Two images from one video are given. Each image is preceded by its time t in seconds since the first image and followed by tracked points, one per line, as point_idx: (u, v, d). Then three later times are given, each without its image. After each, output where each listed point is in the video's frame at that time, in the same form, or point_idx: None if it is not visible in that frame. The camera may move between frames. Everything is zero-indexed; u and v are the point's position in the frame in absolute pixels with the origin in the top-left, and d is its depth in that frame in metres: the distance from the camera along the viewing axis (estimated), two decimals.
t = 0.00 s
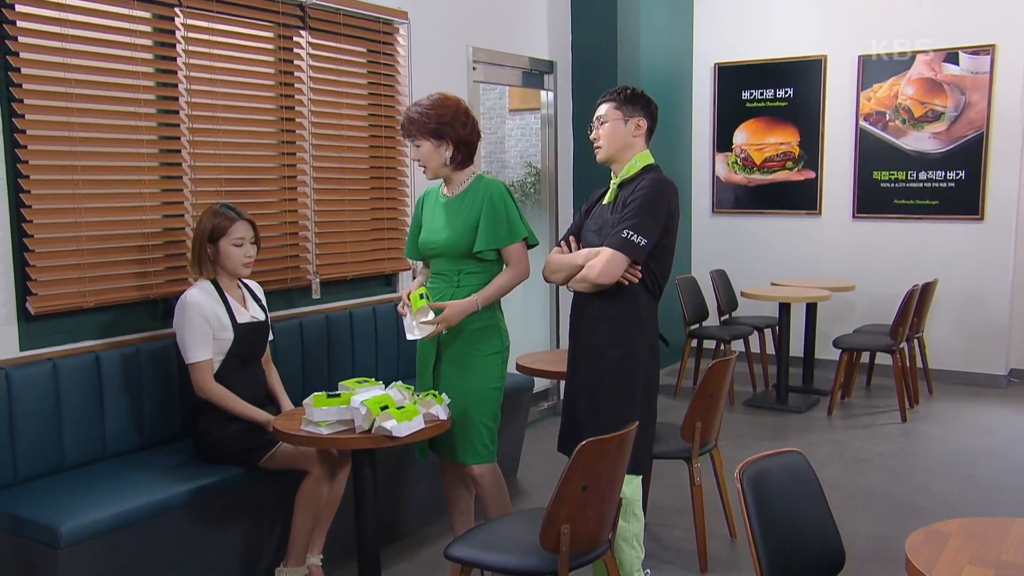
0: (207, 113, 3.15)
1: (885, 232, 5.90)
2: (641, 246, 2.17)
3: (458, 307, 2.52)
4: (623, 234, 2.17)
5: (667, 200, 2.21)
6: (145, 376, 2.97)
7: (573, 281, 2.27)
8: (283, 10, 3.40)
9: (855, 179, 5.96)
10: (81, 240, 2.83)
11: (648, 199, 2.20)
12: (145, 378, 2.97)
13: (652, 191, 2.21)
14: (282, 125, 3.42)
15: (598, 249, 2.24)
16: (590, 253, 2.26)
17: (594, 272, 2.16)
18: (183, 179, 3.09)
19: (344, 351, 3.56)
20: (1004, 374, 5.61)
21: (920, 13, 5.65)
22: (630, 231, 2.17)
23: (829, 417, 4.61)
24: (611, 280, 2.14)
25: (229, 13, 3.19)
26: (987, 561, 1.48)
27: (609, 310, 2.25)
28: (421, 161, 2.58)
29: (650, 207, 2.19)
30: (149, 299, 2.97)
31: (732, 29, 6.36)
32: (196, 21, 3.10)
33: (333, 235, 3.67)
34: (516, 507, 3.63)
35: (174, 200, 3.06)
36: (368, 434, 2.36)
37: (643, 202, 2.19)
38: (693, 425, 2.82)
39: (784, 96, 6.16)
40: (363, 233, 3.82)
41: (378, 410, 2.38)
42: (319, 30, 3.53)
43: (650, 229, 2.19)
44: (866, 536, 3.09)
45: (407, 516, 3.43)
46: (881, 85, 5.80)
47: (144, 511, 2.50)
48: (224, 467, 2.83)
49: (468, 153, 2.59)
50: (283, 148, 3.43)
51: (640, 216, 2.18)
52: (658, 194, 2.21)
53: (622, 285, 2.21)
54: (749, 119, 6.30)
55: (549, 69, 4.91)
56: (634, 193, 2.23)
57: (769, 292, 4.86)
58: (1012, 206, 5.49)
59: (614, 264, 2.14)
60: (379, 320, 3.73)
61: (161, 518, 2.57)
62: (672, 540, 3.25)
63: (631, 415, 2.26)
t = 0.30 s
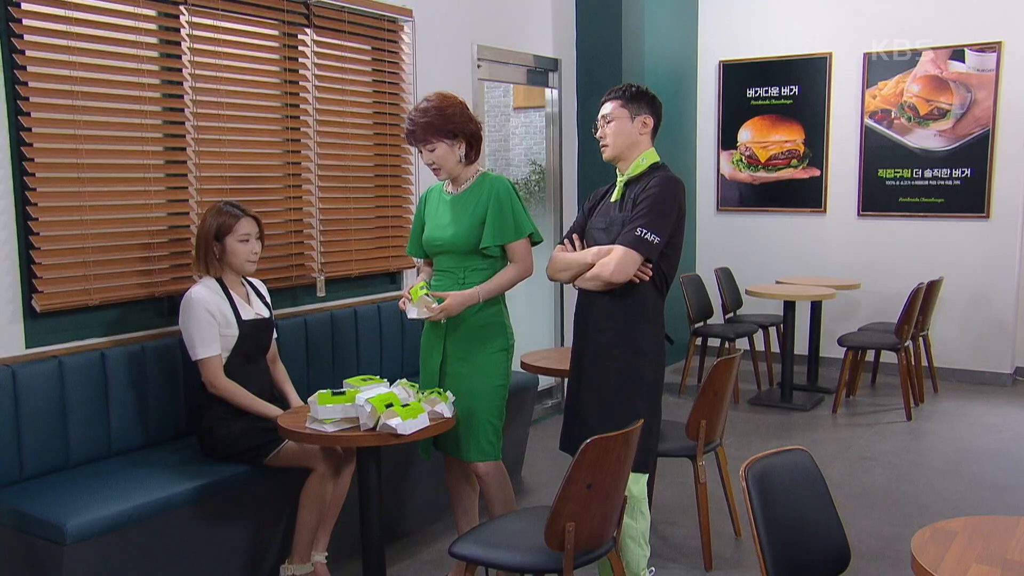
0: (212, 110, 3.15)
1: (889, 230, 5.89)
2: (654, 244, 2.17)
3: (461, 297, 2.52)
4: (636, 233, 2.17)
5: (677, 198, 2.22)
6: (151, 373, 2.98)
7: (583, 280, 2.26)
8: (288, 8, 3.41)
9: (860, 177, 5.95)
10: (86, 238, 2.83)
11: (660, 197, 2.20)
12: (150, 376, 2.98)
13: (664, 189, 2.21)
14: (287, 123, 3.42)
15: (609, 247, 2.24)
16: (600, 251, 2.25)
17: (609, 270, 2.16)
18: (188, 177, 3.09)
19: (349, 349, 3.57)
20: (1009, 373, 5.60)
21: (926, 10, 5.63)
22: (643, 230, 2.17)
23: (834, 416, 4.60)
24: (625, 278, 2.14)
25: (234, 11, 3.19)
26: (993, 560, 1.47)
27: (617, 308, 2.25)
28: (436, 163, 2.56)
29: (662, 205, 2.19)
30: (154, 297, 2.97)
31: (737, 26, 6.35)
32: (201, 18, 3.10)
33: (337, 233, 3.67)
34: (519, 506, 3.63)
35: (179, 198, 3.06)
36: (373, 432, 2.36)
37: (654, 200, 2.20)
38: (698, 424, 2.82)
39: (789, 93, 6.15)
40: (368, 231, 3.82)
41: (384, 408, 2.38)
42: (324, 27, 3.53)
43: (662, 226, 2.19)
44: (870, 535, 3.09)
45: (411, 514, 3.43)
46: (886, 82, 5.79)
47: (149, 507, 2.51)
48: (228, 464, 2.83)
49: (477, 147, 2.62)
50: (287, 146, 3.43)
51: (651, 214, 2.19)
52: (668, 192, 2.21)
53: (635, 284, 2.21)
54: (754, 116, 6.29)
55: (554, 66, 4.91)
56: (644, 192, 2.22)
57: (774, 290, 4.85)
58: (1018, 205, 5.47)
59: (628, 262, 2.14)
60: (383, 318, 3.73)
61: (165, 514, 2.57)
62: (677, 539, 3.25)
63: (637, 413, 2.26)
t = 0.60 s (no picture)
0: (212, 110, 3.15)
1: (890, 230, 5.89)
2: (651, 245, 2.17)
3: (469, 286, 2.51)
4: (634, 234, 2.17)
5: (676, 199, 2.21)
6: (152, 373, 2.98)
7: (583, 281, 2.26)
8: (288, 8, 3.41)
9: (861, 177, 5.95)
10: (87, 237, 2.83)
11: (658, 198, 2.20)
12: (151, 375, 2.98)
13: (662, 190, 2.21)
14: (287, 122, 3.42)
15: (607, 248, 2.24)
16: (600, 252, 2.25)
17: (607, 272, 2.16)
18: (189, 177, 3.09)
19: (349, 348, 3.57)
20: (1009, 373, 5.60)
21: (926, 9, 5.63)
22: (641, 231, 2.17)
23: (835, 415, 4.60)
24: (623, 280, 2.14)
25: (234, 10, 3.19)
26: (994, 559, 1.47)
27: (618, 309, 2.25)
28: (451, 160, 2.55)
29: (660, 206, 2.19)
30: (154, 296, 2.97)
31: (737, 25, 6.34)
32: (202, 18, 3.10)
33: (338, 232, 3.67)
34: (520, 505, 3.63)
35: (179, 197, 3.06)
36: (373, 431, 2.36)
37: (652, 202, 2.19)
38: (699, 423, 2.82)
39: (790, 93, 6.14)
40: (368, 230, 3.82)
41: (384, 407, 2.38)
42: (325, 27, 3.53)
43: (660, 227, 2.19)
44: (871, 535, 3.09)
45: (412, 513, 3.43)
46: (887, 82, 5.79)
47: (150, 507, 2.51)
48: (229, 463, 2.83)
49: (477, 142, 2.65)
50: (288, 145, 3.43)
51: (649, 215, 2.18)
52: (667, 193, 2.21)
53: (634, 285, 2.21)
54: (754, 116, 6.29)
55: (554, 65, 4.91)
56: (643, 193, 2.22)
57: (775, 290, 4.85)
58: (1018, 204, 5.47)
59: (626, 264, 2.14)
60: (383, 317, 3.73)
61: (166, 514, 2.57)
62: (677, 538, 3.25)
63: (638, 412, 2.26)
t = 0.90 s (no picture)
0: (212, 110, 3.15)
1: (890, 229, 5.89)
2: (649, 246, 2.16)
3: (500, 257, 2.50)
4: (631, 235, 2.17)
5: (674, 201, 2.21)
6: (152, 373, 2.98)
7: (582, 280, 2.25)
8: (288, 8, 3.41)
9: (861, 176, 5.94)
10: (87, 237, 2.83)
11: (656, 199, 2.20)
12: (151, 375, 2.98)
13: (661, 191, 2.21)
14: (287, 122, 3.42)
15: (605, 249, 2.23)
16: (598, 252, 2.25)
17: (604, 272, 2.15)
18: (189, 177, 3.09)
19: (349, 348, 3.57)
20: (1010, 373, 5.59)
21: (926, 9, 5.63)
22: (638, 232, 2.17)
23: (835, 415, 4.60)
24: (621, 279, 2.14)
25: (234, 10, 3.19)
26: (995, 560, 1.47)
27: (618, 309, 2.25)
28: (459, 158, 2.56)
29: (658, 208, 2.19)
30: (154, 296, 2.97)
31: (738, 25, 6.34)
32: (202, 18, 3.10)
33: (337, 232, 3.67)
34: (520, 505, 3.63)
35: (179, 197, 3.06)
36: (373, 431, 2.36)
37: (651, 203, 2.19)
38: (699, 422, 2.82)
39: (790, 93, 6.14)
40: (368, 230, 3.82)
41: (384, 407, 2.38)
42: (325, 27, 3.53)
43: (658, 229, 2.19)
44: (870, 535, 3.09)
45: (412, 513, 3.43)
46: (887, 82, 5.79)
47: (150, 506, 2.51)
48: (229, 463, 2.83)
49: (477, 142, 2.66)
50: (288, 145, 3.43)
51: (647, 216, 2.18)
52: (665, 195, 2.21)
53: (632, 285, 2.21)
54: (754, 116, 6.29)
55: (554, 65, 4.91)
56: (642, 194, 2.22)
57: (775, 290, 4.84)
58: (1019, 204, 5.47)
59: (624, 264, 2.14)
60: (383, 317, 3.73)
61: (166, 513, 2.57)
62: (677, 538, 3.25)
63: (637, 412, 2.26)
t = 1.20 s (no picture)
0: (212, 110, 3.15)
1: (890, 229, 5.89)
2: (650, 247, 2.16)
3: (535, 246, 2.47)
4: (632, 235, 2.17)
5: (675, 200, 2.21)
6: (152, 373, 2.97)
7: (585, 281, 2.23)
8: (289, 7, 3.40)
9: (861, 176, 5.95)
10: (87, 237, 2.82)
11: (657, 199, 2.19)
12: (151, 376, 2.98)
13: (661, 191, 2.21)
14: (288, 121, 3.42)
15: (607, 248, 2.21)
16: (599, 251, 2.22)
17: (607, 273, 2.15)
18: (189, 177, 3.09)
19: (349, 348, 3.57)
20: (1010, 372, 5.59)
21: (926, 9, 5.63)
22: (640, 233, 2.16)
23: (835, 415, 4.60)
24: (622, 280, 2.15)
25: (234, 10, 3.19)
26: (995, 560, 1.47)
27: (619, 309, 2.25)
28: (461, 157, 2.55)
29: (659, 208, 2.19)
30: (154, 296, 2.97)
31: (738, 25, 6.34)
32: (202, 18, 3.10)
33: (337, 232, 3.67)
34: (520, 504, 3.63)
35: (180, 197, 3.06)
36: (374, 431, 2.36)
37: (651, 203, 2.19)
38: (699, 422, 2.82)
39: (790, 93, 6.14)
40: (369, 230, 3.82)
41: (385, 407, 2.38)
42: (325, 27, 3.53)
43: (659, 229, 2.18)
44: (870, 535, 3.09)
45: (412, 513, 3.43)
46: (887, 82, 5.79)
47: (150, 506, 2.51)
48: (229, 462, 2.83)
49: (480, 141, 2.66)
50: (288, 145, 3.43)
51: (648, 216, 2.18)
52: (666, 194, 2.21)
53: (633, 285, 2.20)
54: (755, 116, 6.29)
55: (554, 65, 4.92)
56: (643, 194, 2.22)
57: (776, 290, 4.84)
58: (1019, 204, 5.47)
59: (626, 265, 2.14)
60: (384, 316, 3.73)
61: (166, 513, 2.57)
62: (677, 538, 3.25)
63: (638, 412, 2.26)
